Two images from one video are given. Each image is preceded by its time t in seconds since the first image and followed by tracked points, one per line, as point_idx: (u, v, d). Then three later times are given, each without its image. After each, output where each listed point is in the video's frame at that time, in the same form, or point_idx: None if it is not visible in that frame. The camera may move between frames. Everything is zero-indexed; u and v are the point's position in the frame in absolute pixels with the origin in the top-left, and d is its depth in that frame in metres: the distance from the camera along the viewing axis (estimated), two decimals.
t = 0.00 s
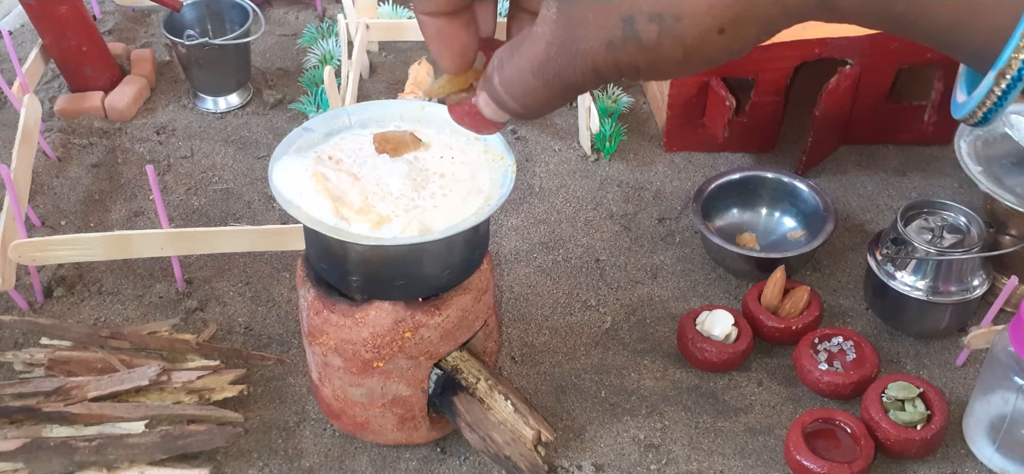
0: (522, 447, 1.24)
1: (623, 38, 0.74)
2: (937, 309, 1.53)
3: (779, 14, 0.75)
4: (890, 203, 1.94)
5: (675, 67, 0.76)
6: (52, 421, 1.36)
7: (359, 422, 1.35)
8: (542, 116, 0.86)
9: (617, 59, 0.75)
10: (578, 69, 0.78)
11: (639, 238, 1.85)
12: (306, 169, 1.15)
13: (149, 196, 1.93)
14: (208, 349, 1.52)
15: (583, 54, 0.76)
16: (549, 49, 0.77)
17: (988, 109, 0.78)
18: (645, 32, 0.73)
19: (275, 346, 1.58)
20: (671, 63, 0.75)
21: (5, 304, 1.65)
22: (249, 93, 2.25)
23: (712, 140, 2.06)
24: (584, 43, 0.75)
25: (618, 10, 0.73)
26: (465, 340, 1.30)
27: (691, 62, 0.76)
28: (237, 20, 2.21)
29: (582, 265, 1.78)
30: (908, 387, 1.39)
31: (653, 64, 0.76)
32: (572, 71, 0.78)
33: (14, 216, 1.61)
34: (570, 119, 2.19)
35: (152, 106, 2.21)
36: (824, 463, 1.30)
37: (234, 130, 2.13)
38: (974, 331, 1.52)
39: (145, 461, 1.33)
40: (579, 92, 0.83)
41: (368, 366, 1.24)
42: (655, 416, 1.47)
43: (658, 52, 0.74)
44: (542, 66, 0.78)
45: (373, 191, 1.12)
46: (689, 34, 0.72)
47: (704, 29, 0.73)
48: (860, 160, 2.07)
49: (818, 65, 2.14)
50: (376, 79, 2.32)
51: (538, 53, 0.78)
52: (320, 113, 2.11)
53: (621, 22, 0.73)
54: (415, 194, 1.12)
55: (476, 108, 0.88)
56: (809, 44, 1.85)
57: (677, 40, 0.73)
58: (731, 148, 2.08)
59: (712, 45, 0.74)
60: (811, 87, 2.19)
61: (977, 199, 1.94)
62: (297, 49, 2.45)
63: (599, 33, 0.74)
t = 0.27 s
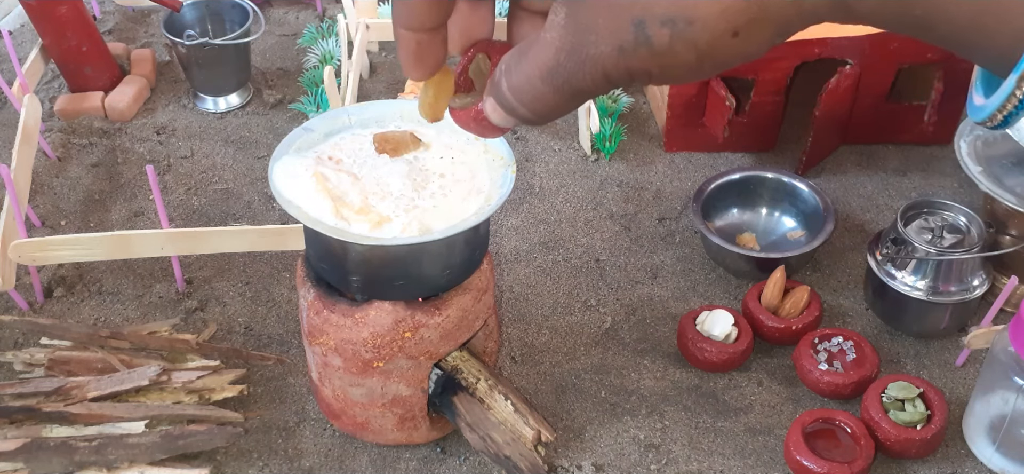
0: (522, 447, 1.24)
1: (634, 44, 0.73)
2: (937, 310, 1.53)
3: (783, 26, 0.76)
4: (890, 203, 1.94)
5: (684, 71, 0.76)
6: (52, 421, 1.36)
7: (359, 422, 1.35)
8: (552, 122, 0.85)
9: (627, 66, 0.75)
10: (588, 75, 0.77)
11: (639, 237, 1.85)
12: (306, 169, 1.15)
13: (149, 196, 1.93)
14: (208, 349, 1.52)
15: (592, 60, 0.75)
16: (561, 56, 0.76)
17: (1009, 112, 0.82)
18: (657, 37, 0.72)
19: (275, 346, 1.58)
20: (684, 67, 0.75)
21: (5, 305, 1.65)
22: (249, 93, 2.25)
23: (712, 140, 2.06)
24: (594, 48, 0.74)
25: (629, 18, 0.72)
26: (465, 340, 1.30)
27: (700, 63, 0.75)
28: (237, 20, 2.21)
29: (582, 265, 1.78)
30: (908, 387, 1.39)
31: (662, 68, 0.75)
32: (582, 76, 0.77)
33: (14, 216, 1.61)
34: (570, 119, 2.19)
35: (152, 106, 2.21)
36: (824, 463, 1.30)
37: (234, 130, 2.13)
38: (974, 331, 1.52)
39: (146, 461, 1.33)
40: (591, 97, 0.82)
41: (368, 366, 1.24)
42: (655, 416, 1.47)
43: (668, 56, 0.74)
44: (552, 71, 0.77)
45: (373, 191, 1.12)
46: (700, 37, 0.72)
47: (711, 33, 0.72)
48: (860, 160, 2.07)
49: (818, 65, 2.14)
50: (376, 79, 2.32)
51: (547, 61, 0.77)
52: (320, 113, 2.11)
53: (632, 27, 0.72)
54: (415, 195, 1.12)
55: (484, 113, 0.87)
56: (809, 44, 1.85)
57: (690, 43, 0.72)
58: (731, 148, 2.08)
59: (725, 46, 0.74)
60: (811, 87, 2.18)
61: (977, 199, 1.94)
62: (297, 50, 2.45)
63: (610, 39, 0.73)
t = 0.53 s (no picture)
0: (522, 447, 1.24)
1: (642, 43, 0.73)
2: (937, 310, 1.53)
3: (784, 25, 0.76)
4: (890, 203, 1.94)
5: (690, 70, 0.76)
6: (52, 421, 1.36)
7: (359, 422, 1.35)
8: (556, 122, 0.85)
9: (635, 65, 0.75)
10: (595, 75, 0.76)
11: (639, 237, 1.85)
12: (306, 169, 1.15)
13: (149, 196, 1.93)
14: (208, 349, 1.52)
15: (600, 60, 0.75)
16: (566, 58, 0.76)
17: None
18: (665, 36, 0.72)
19: (275, 346, 1.58)
20: (690, 66, 0.75)
21: (5, 305, 1.64)
22: (249, 93, 2.25)
23: (712, 140, 2.06)
24: (601, 48, 0.74)
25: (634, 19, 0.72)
26: (465, 341, 1.30)
27: (703, 60, 0.75)
28: (237, 20, 2.21)
29: (582, 265, 1.78)
30: (908, 387, 1.39)
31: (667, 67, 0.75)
32: (590, 76, 0.76)
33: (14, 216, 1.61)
34: (569, 119, 2.19)
35: (152, 106, 2.21)
36: (824, 463, 1.30)
37: (234, 130, 2.13)
38: (974, 331, 1.52)
39: (146, 461, 1.33)
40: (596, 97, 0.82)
41: (368, 366, 1.24)
42: (655, 416, 1.47)
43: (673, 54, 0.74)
44: (558, 71, 0.76)
45: (373, 191, 1.12)
46: (706, 38, 0.73)
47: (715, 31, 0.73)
48: (860, 160, 2.07)
49: (818, 65, 2.14)
50: (376, 79, 2.32)
51: (553, 63, 0.76)
52: (320, 113, 2.11)
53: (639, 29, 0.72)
54: (415, 195, 1.12)
55: (490, 115, 0.86)
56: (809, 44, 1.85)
57: (699, 42, 0.73)
58: (732, 148, 2.08)
59: (728, 44, 0.75)
60: (811, 87, 2.18)
61: (977, 199, 1.94)
62: (297, 49, 2.45)
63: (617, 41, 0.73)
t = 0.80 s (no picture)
0: (522, 447, 1.24)
1: (714, 39, 0.56)
2: (937, 310, 1.53)
3: (892, 18, 0.58)
4: (890, 203, 1.94)
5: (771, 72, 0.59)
6: (52, 421, 1.35)
7: (359, 422, 1.35)
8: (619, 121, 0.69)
9: (707, 66, 0.58)
10: (661, 72, 0.60)
11: (639, 238, 1.85)
12: (306, 169, 1.15)
13: (149, 196, 1.93)
14: (208, 349, 1.52)
15: (667, 57, 0.59)
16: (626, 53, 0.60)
17: None
18: (741, 32, 0.56)
19: (275, 346, 1.58)
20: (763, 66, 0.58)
21: (5, 304, 1.65)
22: (249, 93, 2.25)
23: (712, 140, 2.06)
24: (668, 43, 0.58)
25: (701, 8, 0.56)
26: (465, 340, 1.30)
27: (786, 62, 0.58)
28: (237, 20, 2.21)
29: (582, 265, 1.78)
30: (908, 387, 1.39)
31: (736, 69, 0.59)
32: (654, 74, 0.60)
33: (14, 216, 1.61)
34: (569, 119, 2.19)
35: (152, 106, 2.21)
36: (824, 463, 1.30)
37: (234, 130, 2.13)
38: (974, 331, 1.52)
39: (146, 461, 1.33)
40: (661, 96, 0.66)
41: (368, 366, 1.24)
42: (655, 416, 1.47)
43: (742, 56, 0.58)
44: (622, 69, 0.61)
45: (373, 191, 1.12)
46: (788, 35, 0.56)
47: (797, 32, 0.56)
48: (860, 160, 2.07)
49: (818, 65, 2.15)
50: (376, 79, 2.32)
51: (613, 59, 0.61)
52: (320, 113, 2.11)
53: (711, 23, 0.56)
54: (415, 195, 1.12)
55: (538, 116, 0.71)
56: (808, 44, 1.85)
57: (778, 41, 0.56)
58: (732, 148, 2.08)
59: (821, 42, 0.57)
60: (812, 87, 2.18)
61: (977, 199, 1.94)
62: (297, 49, 2.45)
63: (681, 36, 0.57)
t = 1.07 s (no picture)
0: (522, 447, 1.24)
1: (861, 111, 0.37)
2: (937, 310, 1.53)
3: None
4: (890, 203, 1.94)
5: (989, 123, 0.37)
6: (52, 421, 1.35)
7: (359, 422, 1.35)
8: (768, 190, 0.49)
9: (855, 144, 0.39)
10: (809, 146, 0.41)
11: (639, 238, 1.85)
12: (306, 168, 1.15)
13: (150, 196, 1.93)
14: (208, 349, 1.52)
15: (811, 129, 0.40)
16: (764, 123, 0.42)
17: None
18: (886, 104, 0.37)
19: (275, 346, 1.58)
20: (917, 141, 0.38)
21: (5, 304, 1.65)
22: (249, 93, 2.25)
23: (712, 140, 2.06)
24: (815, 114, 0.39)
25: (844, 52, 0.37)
26: (465, 340, 1.30)
27: (993, 103, 0.36)
28: (237, 20, 2.21)
29: (582, 265, 1.78)
30: (908, 387, 1.39)
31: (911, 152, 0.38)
32: (799, 142, 0.41)
33: (14, 216, 1.62)
34: (569, 120, 2.19)
35: (152, 106, 2.20)
36: (824, 463, 1.30)
37: (234, 130, 2.13)
38: (974, 330, 1.53)
39: (145, 461, 1.33)
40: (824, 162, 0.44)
41: (368, 366, 1.24)
42: (655, 416, 1.47)
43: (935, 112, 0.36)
44: (765, 141, 0.43)
45: (374, 191, 1.12)
46: (936, 100, 0.36)
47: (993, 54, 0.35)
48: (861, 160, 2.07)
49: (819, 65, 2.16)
50: (376, 79, 2.32)
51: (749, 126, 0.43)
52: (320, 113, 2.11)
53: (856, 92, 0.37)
54: (415, 195, 1.12)
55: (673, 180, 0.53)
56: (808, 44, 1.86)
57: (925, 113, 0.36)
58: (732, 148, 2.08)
59: (1010, 81, 0.36)
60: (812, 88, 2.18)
61: (977, 199, 1.94)
62: (297, 50, 2.44)
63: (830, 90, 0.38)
